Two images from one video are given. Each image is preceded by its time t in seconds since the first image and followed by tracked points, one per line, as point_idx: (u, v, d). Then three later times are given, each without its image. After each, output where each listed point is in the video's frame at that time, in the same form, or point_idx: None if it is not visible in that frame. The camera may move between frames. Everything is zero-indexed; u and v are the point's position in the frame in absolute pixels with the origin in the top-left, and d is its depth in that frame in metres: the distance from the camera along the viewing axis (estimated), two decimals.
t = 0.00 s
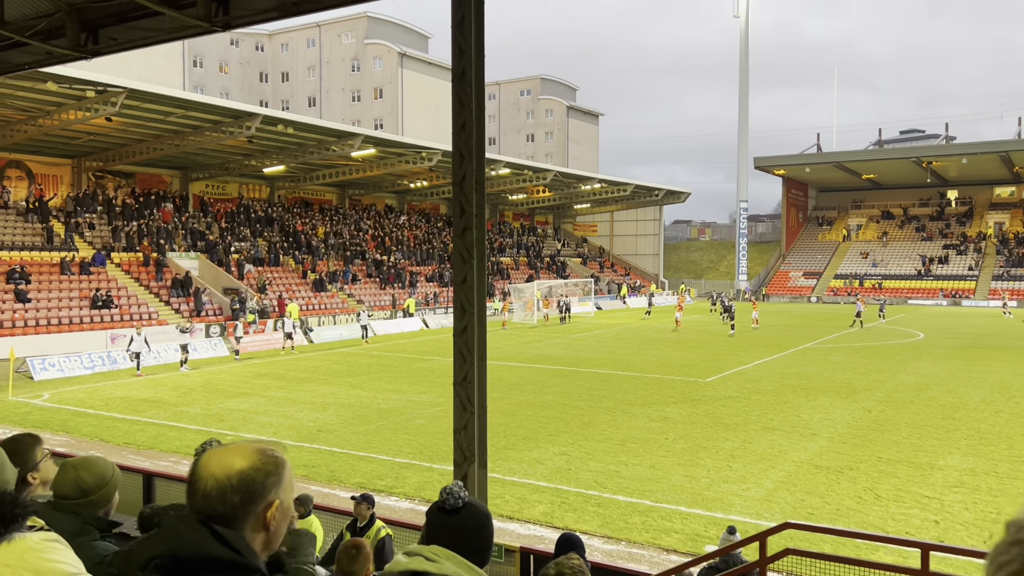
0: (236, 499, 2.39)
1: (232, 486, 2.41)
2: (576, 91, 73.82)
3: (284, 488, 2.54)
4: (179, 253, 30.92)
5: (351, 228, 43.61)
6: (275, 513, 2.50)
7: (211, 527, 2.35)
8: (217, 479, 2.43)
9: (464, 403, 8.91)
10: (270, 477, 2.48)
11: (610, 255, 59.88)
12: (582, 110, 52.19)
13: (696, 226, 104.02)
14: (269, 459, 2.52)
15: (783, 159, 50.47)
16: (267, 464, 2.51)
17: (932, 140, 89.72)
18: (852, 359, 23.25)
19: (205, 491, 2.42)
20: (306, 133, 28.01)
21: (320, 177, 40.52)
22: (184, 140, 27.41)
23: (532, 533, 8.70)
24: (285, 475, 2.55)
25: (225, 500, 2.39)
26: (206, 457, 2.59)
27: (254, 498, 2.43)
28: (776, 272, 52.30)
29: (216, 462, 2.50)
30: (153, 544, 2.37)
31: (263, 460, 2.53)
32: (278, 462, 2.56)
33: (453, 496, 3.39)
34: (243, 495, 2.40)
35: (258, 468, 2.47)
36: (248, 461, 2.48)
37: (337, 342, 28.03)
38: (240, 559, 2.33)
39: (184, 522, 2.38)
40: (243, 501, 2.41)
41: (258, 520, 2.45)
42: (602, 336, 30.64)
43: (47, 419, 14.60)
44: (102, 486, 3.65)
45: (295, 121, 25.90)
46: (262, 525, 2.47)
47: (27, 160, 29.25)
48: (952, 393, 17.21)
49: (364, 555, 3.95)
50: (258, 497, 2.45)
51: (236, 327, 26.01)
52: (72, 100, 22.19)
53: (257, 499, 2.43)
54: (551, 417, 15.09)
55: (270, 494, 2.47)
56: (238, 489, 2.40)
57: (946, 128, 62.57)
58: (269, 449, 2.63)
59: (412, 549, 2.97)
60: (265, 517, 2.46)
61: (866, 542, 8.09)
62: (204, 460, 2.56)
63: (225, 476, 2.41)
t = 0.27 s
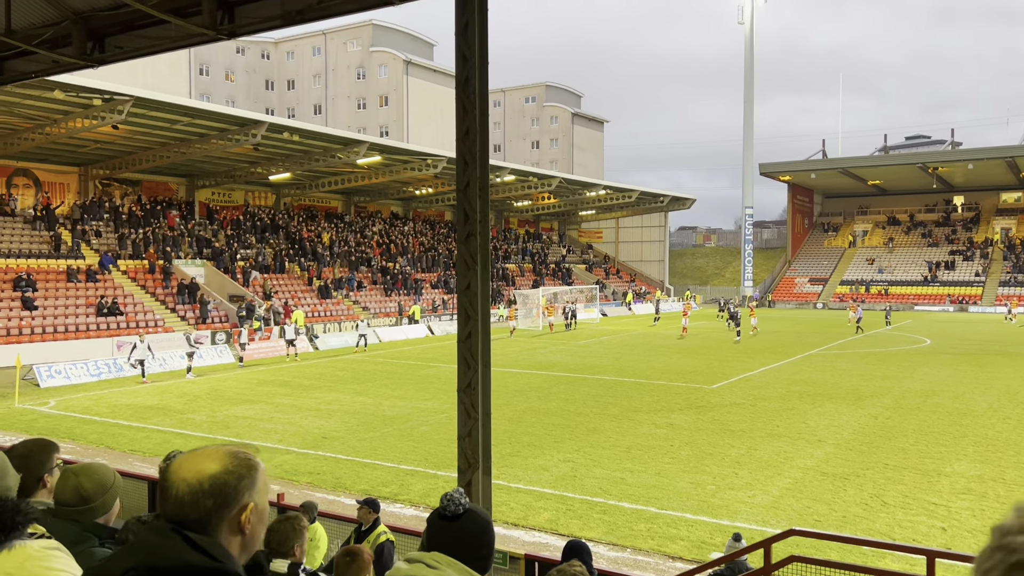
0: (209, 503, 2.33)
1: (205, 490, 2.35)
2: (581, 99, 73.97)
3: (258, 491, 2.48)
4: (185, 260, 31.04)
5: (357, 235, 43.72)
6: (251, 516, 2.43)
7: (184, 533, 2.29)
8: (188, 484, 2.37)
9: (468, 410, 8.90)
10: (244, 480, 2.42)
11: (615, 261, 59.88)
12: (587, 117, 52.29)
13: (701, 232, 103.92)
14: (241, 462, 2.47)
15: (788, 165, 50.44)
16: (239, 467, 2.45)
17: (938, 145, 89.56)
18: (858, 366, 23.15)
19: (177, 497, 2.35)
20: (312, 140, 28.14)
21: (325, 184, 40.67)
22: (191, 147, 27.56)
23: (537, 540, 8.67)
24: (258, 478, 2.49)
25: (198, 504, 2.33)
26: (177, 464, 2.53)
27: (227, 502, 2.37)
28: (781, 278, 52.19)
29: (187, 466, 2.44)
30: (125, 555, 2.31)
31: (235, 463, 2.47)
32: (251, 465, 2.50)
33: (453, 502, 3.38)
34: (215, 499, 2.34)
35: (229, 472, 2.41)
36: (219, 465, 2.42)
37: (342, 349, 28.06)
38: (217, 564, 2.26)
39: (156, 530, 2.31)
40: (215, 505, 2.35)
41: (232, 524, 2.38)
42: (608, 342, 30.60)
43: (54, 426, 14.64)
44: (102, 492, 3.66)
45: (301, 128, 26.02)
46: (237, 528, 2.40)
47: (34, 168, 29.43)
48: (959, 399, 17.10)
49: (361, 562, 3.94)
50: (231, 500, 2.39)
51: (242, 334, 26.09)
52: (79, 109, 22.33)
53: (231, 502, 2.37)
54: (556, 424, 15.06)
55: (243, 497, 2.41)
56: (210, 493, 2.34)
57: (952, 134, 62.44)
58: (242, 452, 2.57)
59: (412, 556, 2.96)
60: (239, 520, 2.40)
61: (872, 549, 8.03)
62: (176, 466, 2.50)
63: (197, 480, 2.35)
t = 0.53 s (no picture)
0: (202, 511, 2.26)
1: (198, 498, 2.27)
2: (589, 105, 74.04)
3: (252, 497, 2.41)
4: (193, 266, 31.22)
5: (364, 241, 43.88)
6: (245, 523, 2.36)
7: (179, 542, 2.21)
8: (180, 492, 2.29)
9: (474, 416, 8.88)
10: (236, 488, 2.35)
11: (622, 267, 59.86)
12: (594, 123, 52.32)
13: (709, 237, 103.76)
14: (235, 469, 2.40)
15: (796, 171, 50.34)
16: (232, 474, 2.37)
17: (946, 151, 89.19)
18: (866, 371, 23.02)
19: (170, 504, 2.28)
20: (319, 147, 28.25)
21: (333, 191, 40.87)
22: (199, 154, 27.74)
23: (543, 546, 8.64)
24: (252, 484, 2.42)
25: (191, 512, 2.25)
26: (167, 473, 2.44)
27: (221, 509, 2.29)
28: (789, 283, 52.08)
29: (179, 474, 2.36)
30: (113, 567, 2.21)
31: (228, 469, 2.40)
32: (244, 471, 2.43)
33: (456, 509, 3.37)
34: (208, 506, 2.26)
35: (223, 479, 2.33)
36: (213, 471, 2.34)
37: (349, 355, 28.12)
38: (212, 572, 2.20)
39: (148, 539, 2.23)
40: (208, 513, 2.27)
41: (225, 531, 2.31)
42: (615, 348, 30.55)
43: (62, 432, 14.71)
44: (98, 501, 3.55)
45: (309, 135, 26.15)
46: (232, 534, 2.32)
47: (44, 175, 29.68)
48: (969, 405, 16.95)
49: (365, 568, 3.93)
50: (224, 507, 2.31)
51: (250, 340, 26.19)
52: (88, 116, 22.47)
53: (224, 510, 2.30)
54: (563, 430, 15.01)
55: (237, 504, 2.33)
56: (203, 500, 2.27)
57: (960, 139, 62.16)
58: (234, 458, 2.50)
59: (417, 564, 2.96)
60: (233, 528, 2.32)
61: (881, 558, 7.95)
62: (166, 473, 2.41)
63: (189, 488, 2.27)
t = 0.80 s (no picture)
0: (211, 516, 2.26)
1: (207, 502, 2.27)
2: (597, 109, 73.98)
3: (260, 502, 2.40)
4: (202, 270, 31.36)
5: (372, 245, 43.98)
6: (253, 528, 2.36)
7: (187, 548, 2.21)
8: (189, 497, 2.29)
9: (481, 420, 8.86)
10: (246, 493, 2.35)
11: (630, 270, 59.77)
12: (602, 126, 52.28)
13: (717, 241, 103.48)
14: (244, 473, 2.39)
15: (805, 175, 50.13)
16: (241, 479, 2.37)
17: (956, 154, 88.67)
18: (876, 376, 22.86)
19: (179, 509, 2.28)
20: (328, 150, 28.36)
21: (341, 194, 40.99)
22: (208, 157, 27.90)
23: (551, 551, 8.61)
24: (260, 489, 2.41)
25: (199, 517, 2.26)
26: (177, 476, 2.44)
27: (229, 514, 2.29)
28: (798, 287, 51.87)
29: (188, 479, 2.36)
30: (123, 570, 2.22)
31: (237, 474, 2.39)
32: (253, 475, 2.43)
33: (463, 514, 3.37)
34: (217, 511, 2.27)
35: (231, 484, 2.33)
36: (223, 476, 2.34)
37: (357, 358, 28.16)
38: None
39: (157, 544, 2.24)
40: (217, 518, 2.27)
41: (234, 536, 2.31)
42: (623, 352, 30.48)
43: (72, 435, 14.79)
44: (92, 505, 3.57)
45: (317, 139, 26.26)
46: (240, 540, 2.32)
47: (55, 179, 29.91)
48: (980, 410, 16.80)
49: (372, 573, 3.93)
50: (233, 512, 2.31)
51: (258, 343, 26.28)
52: (98, 120, 22.63)
53: (233, 515, 2.30)
54: (571, 434, 14.97)
55: (246, 509, 2.33)
56: (212, 505, 2.27)
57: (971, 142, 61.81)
58: (242, 463, 2.49)
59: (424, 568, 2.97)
60: (241, 533, 2.32)
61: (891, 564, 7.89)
62: (175, 478, 2.42)
63: (198, 492, 2.27)
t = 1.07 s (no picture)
0: (230, 514, 2.24)
1: (226, 501, 2.25)
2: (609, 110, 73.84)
3: (280, 501, 2.35)
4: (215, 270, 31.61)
5: (384, 246, 44.12)
6: (272, 526, 2.32)
7: (207, 546, 2.20)
8: (209, 495, 2.26)
9: (494, 421, 8.87)
10: (266, 490, 2.30)
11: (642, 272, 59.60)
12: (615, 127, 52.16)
13: (730, 243, 103.00)
14: (264, 472, 2.35)
15: (818, 176, 49.81)
16: (260, 478, 2.32)
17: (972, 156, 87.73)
18: (891, 379, 22.66)
19: (198, 508, 2.26)
20: (341, 152, 28.48)
21: (354, 196, 41.14)
22: (223, 159, 28.12)
23: (563, 552, 8.60)
24: (280, 487, 2.36)
25: (219, 515, 2.24)
26: (198, 473, 2.42)
27: (248, 513, 2.27)
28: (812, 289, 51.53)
29: (209, 475, 2.33)
30: (145, 569, 2.22)
31: (257, 472, 2.35)
32: (272, 473, 2.37)
33: (478, 515, 3.35)
34: (237, 509, 2.25)
35: (251, 482, 2.29)
36: (241, 475, 2.30)
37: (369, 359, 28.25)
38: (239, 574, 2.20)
39: (176, 542, 2.23)
40: (236, 516, 2.25)
41: (252, 535, 2.28)
42: (635, 353, 30.40)
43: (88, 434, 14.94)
44: (113, 502, 3.59)
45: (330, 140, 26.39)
46: (258, 538, 2.30)
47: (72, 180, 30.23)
48: (996, 414, 16.60)
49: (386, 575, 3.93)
50: (252, 510, 2.29)
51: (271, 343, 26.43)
52: (114, 121, 22.84)
53: (252, 513, 2.27)
54: (583, 436, 14.94)
55: (265, 507, 2.29)
56: (230, 505, 2.24)
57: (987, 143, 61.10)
58: (263, 461, 2.45)
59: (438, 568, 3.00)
60: (260, 531, 2.29)
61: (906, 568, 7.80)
62: (196, 476, 2.40)
63: (217, 491, 2.25)
